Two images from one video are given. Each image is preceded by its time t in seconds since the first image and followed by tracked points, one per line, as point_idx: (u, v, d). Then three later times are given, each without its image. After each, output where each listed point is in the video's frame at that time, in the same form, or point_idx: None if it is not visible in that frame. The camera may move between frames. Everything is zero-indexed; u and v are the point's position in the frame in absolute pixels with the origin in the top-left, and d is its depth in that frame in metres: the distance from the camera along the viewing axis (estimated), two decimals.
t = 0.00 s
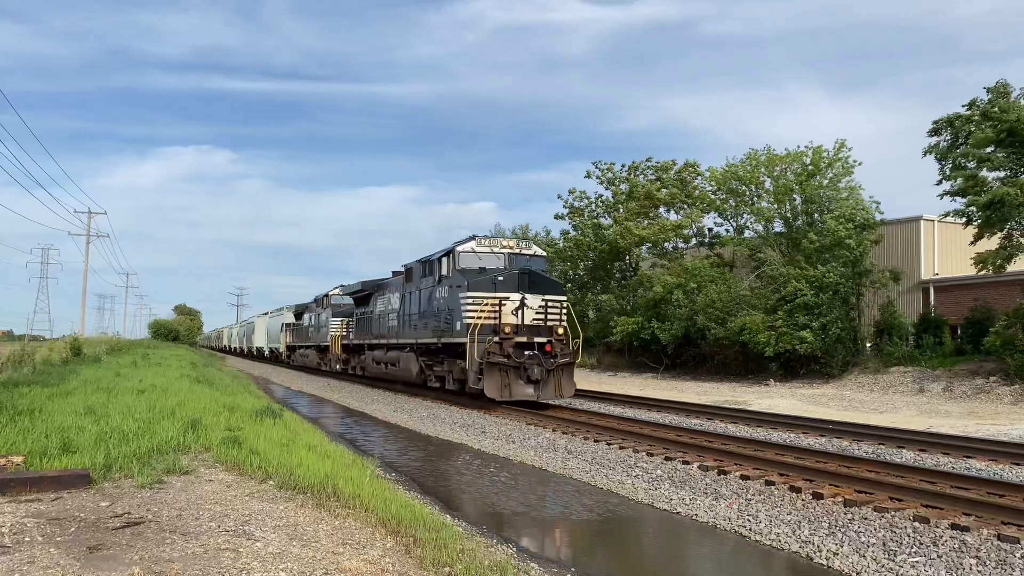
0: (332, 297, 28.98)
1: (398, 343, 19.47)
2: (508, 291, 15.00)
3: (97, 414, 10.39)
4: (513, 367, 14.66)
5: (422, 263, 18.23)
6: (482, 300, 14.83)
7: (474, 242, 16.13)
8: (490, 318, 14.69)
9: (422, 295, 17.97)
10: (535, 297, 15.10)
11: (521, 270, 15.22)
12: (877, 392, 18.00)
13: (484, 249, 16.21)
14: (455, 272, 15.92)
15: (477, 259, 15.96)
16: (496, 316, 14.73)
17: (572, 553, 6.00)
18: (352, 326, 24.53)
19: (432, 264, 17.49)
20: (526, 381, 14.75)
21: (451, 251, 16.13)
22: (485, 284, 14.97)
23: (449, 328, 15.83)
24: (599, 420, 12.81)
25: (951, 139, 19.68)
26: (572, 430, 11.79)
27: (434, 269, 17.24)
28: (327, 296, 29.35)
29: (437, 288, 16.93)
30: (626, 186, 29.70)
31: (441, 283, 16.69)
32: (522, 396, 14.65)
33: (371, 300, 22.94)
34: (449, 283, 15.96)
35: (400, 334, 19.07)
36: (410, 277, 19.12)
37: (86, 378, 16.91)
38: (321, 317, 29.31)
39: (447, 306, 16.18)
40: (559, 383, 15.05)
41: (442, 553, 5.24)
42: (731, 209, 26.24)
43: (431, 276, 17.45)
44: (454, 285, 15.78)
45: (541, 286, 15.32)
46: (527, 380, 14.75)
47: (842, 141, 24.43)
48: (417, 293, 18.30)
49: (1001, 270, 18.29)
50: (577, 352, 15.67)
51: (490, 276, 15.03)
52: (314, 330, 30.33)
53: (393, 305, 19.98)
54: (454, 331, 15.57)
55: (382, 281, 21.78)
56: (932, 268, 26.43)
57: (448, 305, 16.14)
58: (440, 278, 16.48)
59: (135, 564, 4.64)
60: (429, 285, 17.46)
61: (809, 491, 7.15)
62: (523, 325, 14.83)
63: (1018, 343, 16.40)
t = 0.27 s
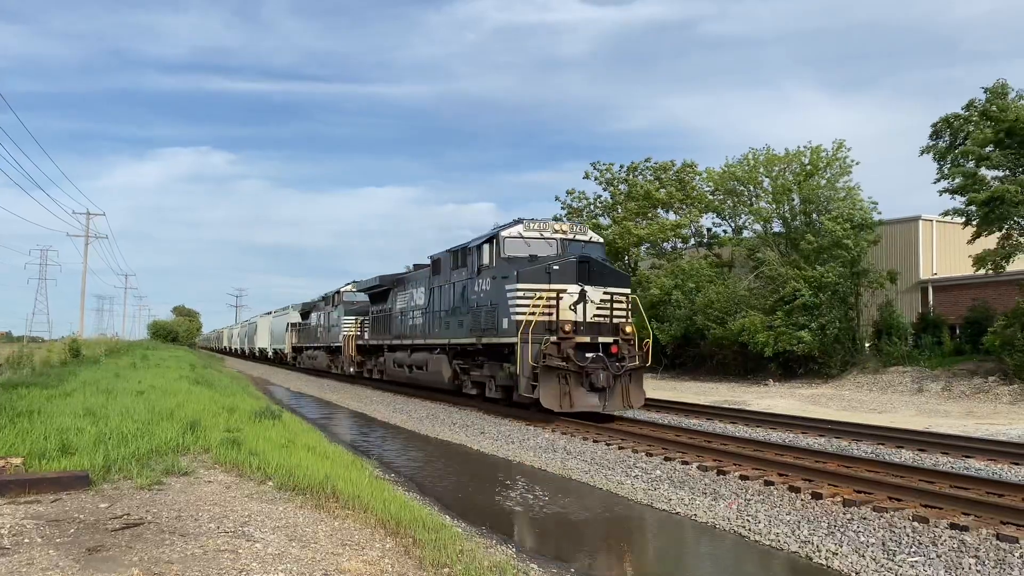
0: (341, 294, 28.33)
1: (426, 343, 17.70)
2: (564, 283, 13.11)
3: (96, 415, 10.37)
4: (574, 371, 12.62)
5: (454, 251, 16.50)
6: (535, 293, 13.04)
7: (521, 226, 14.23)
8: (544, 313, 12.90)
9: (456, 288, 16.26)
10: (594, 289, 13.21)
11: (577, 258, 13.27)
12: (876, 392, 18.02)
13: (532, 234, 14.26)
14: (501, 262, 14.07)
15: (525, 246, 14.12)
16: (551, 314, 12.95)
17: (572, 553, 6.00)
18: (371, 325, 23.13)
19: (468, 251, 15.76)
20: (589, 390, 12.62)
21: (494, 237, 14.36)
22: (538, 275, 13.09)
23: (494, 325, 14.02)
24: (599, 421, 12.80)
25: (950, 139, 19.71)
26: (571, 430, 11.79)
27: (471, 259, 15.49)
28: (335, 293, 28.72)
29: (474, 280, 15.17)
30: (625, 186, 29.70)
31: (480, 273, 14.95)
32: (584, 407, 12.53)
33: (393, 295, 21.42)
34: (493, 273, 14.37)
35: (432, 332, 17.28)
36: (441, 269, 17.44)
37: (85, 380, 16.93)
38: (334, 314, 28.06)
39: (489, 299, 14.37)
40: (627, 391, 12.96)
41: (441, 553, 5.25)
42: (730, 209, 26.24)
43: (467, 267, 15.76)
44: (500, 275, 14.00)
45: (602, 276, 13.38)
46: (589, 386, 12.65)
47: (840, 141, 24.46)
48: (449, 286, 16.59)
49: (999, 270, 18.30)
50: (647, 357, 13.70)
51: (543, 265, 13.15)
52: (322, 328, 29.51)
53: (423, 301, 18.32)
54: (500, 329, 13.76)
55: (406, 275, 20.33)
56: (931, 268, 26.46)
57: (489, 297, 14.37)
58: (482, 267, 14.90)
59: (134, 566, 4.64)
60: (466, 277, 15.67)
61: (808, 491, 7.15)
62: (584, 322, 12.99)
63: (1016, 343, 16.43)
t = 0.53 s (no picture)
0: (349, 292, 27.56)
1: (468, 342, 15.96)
2: (662, 266, 10.80)
3: (95, 417, 10.36)
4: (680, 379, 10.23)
5: (531, 229, 13.57)
6: (624, 281, 10.88)
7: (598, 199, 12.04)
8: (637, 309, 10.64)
9: (509, 277, 14.37)
10: (696, 274, 10.87)
11: (676, 237, 10.86)
12: (875, 392, 18.03)
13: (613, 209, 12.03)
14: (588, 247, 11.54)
15: (605, 223, 11.86)
16: (645, 309, 10.66)
17: (571, 554, 6.00)
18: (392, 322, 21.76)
19: (539, 236, 13.08)
20: (697, 404, 10.22)
21: (564, 214, 12.17)
22: (626, 258, 10.96)
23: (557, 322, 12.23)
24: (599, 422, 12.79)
25: (950, 139, 19.73)
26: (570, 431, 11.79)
27: (531, 242, 13.45)
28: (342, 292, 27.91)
29: (536, 267, 13.17)
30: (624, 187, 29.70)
31: (542, 259, 12.96)
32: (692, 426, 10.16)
33: (420, 290, 19.87)
34: (561, 256, 12.27)
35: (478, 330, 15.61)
36: (485, 257, 15.68)
37: (84, 381, 16.96)
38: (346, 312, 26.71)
39: (557, 291, 12.35)
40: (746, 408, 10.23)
41: (441, 555, 5.24)
42: (729, 210, 26.24)
43: (525, 252, 13.73)
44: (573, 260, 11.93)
45: (704, 258, 11.09)
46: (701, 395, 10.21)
47: (840, 142, 24.49)
48: (501, 275, 14.70)
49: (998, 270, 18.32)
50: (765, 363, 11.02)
51: (634, 246, 10.97)
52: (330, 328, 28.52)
53: (464, 294, 16.62)
54: (574, 326, 11.72)
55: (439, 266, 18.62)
56: (930, 268, 26.48)
57: (556, 288, 12.41)
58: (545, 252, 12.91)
59: (133, 568, 4.64)
60: (523, 263, 13.72)
61: (807, 491, 7.15)
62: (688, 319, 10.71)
63: (1015, 343, 16.44)
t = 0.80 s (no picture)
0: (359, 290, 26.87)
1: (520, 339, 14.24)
2: (811, 240, 8.46)
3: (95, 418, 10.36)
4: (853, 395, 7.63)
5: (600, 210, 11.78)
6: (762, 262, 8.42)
7: (715, 153, 9.66)
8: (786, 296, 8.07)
9: (579, 263, 12.35)
10: (856, 252, 8.53)
11: (831, 202, 8.56)
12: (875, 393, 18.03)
13: (730, 166, 9.70)
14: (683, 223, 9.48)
15: (723, 187, 9.61)
16: (794, 298, 8.13)
17: (570, 554, 6.01)
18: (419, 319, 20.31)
19: (614, 217, 11.17)
20: (872, 425, 7.67)
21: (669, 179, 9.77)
22: (767, 231, 8.46)
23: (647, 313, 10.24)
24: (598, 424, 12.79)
25: (951, 138, 19.75)
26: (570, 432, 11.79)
27: (613, 219, 11.28)
28: (354, 291, 27.09)
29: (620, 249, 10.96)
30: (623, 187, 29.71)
31: (628, 240, 10.75)
32: (867, 454, 7.60)
33: (455, 283, 18.30)
34: (658, 232, 10.04)
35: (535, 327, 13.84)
36: (544, 242, 13.84)
37: (85, 382, 16.97)
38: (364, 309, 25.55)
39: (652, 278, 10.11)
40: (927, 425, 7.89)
41: (441, 555, 5.24)
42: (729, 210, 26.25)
43: (603, 232, 11.57)
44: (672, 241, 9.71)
45: (863, 233, 8.70)
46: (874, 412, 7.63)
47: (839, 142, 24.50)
48: (569, 260, 12.67)
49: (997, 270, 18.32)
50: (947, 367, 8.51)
51: (775, 215, 8.48)
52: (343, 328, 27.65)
53: (517, 283, 14.89)
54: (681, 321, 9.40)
55: (479, 256, 16.99)
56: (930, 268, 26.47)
57: (651, 273, 10.16)
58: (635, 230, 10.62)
59: (133, 569, 4.64)
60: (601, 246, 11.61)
61: (808, 491, 7.15)
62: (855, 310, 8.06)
63: (1014, 343, 16.45)
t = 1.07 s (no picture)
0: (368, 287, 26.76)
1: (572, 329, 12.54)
2: None
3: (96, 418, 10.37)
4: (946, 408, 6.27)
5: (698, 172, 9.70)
6: None
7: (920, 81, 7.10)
8: None
9: (686, 240, 9.92)
10: None
11: None
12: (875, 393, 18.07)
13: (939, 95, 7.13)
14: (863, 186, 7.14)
15: (938, 125, 7.05)
16: None
17: (572, 554, 6.01)
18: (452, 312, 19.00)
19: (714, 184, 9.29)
20: None
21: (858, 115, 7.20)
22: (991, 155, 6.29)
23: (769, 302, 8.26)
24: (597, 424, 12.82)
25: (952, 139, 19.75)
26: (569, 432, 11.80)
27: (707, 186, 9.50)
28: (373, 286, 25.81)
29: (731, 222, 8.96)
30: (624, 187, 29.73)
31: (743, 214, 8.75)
32: None
33: (502, 272, 15.93)
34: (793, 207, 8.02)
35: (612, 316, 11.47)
36: (628, 219, 11.37)
37: (85, 382, 16.99)
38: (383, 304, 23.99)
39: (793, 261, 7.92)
40: None
41: (441, 556, 5.24)
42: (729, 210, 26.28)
43: (700, 213, 9.63)
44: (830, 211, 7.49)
45: None
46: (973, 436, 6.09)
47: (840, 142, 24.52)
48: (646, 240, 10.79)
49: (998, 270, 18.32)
50: None
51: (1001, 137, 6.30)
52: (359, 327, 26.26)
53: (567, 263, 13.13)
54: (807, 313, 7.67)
55: (536, 241, 14.54)
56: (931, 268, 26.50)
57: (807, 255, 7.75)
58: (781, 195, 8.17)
59: (133, 569, 4.64)
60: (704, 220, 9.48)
61: (808, 491, 7.15)
62: None
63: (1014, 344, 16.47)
